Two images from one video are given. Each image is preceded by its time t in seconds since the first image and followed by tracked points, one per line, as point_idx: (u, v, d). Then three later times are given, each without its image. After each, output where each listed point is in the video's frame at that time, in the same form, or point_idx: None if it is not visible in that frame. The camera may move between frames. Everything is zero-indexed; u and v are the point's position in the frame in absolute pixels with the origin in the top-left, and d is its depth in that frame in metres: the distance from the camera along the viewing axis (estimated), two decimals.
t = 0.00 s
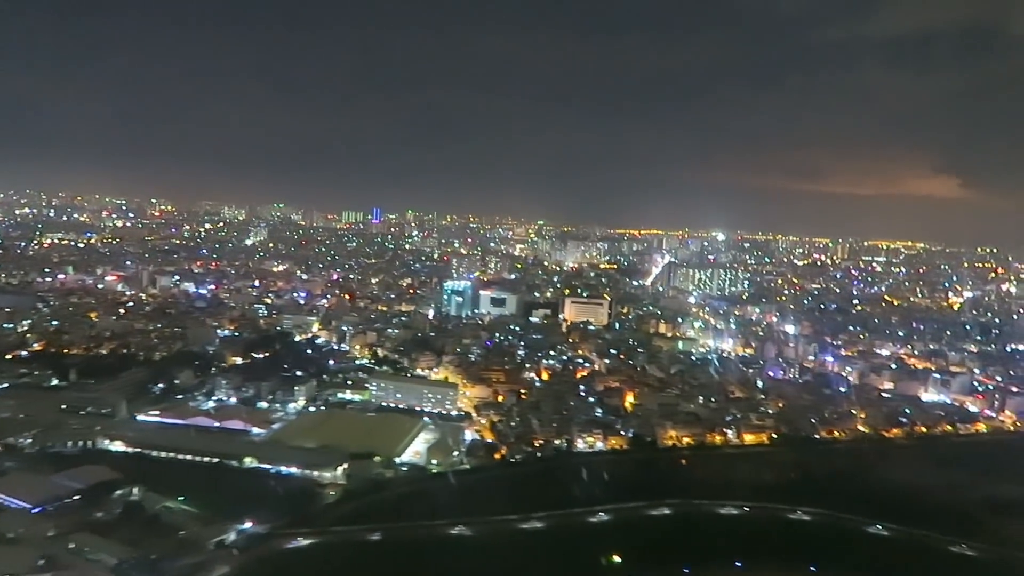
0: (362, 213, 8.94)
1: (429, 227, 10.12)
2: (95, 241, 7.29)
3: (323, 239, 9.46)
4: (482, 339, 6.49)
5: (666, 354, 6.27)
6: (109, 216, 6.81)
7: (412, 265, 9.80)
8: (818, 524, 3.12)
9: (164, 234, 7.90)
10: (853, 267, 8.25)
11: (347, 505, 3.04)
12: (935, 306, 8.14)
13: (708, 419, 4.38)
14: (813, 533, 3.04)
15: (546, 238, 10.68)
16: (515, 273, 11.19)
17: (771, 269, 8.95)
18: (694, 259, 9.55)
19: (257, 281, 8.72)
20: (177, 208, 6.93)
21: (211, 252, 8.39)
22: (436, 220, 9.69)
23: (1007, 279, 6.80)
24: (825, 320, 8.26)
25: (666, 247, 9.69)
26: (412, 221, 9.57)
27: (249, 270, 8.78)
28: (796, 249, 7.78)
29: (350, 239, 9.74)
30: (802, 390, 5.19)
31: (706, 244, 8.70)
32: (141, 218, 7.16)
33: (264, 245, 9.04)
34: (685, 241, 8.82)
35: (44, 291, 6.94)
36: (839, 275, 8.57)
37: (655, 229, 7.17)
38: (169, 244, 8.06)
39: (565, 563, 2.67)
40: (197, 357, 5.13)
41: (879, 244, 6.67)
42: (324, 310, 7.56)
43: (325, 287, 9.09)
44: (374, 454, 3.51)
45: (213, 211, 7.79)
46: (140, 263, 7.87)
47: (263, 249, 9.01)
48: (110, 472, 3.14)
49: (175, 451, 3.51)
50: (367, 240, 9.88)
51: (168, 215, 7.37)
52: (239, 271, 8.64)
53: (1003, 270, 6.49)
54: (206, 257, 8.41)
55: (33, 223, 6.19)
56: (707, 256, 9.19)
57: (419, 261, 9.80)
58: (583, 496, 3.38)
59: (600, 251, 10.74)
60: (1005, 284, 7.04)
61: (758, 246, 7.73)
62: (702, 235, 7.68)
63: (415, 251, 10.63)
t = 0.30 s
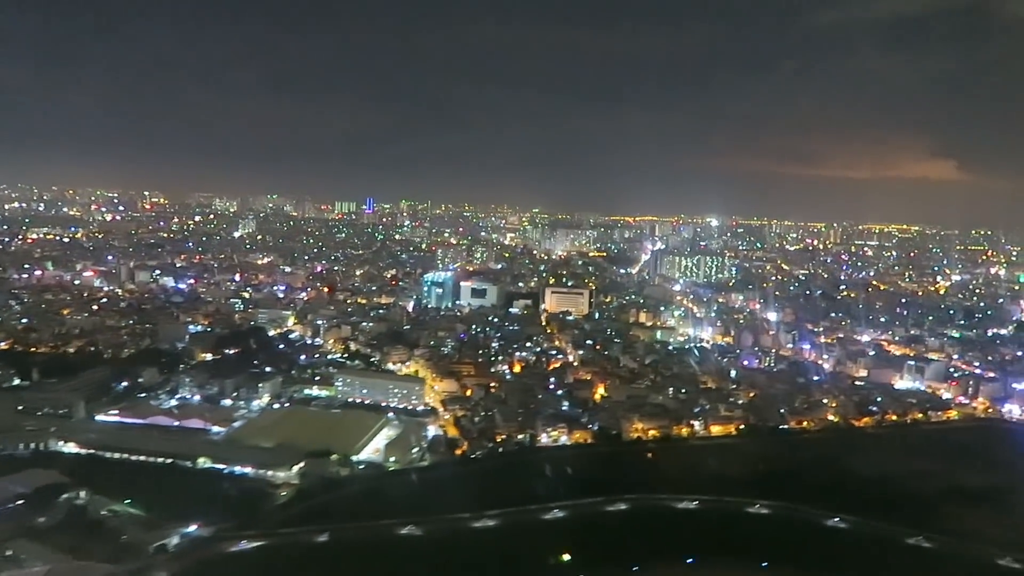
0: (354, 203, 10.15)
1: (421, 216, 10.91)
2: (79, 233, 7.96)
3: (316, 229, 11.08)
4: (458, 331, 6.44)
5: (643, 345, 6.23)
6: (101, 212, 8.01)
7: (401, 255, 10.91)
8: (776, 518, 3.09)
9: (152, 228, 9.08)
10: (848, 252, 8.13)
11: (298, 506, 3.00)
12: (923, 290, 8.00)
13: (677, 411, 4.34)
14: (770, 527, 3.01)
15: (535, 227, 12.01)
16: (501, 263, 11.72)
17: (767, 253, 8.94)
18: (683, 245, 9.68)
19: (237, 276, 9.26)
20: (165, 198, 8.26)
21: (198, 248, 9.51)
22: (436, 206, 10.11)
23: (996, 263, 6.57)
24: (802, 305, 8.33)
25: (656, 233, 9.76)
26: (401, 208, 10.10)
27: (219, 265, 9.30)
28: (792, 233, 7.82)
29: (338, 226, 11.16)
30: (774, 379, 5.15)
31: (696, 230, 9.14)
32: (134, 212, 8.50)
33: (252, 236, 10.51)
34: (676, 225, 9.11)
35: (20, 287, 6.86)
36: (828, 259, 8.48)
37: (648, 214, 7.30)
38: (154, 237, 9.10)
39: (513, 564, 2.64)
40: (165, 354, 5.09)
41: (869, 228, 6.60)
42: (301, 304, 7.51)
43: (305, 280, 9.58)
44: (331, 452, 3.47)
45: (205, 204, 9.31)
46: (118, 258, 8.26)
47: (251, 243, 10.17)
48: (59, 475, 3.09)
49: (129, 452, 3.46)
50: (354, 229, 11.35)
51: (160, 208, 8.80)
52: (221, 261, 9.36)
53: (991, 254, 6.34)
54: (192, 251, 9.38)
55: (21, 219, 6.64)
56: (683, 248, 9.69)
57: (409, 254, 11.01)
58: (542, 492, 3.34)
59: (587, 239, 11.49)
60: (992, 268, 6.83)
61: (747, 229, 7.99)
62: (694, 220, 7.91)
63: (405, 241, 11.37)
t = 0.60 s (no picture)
0: (353, 203, 8.22)
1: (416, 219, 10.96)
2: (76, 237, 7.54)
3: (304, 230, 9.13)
4: (437, 335, 6.38)
5: (622, 349, 6.16)
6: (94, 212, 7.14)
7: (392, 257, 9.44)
8: (735, 528, 3.06)
9: (145, 230, 8.09)
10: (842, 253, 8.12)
11: (250, 518, 2.96)
12: (914, 290, 8.11)
13: (648, 417, 4.28)
14: (729, 539, 2.97)
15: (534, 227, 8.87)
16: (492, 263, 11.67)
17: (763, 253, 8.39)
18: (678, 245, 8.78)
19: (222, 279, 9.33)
20: (166, 202, 7.22)
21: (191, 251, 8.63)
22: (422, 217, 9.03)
23: (992, 262, 6.59)
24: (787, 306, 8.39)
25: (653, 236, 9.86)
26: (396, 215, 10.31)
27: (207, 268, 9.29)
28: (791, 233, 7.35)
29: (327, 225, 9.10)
30: (751, 383, 5.09)
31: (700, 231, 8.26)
32: (129, 213, 7.43)
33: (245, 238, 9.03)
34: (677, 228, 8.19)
35: None
36: (824, 259, 8.39)
37: (645, 215, 7.27)
38: (147, 240, 8.22)
39: None
40: (137, 362, 5.04)
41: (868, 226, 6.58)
42: (283, 309, 7.45)
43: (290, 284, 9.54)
44: (290, 463, 3.42)
45: (201, 206, 7.90)
46: (108, 262, 8.05)
47: (242, 246, 8.95)
48: (10, 488, 3.04)
49: (85, 463, 3.41)
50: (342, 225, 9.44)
51: (155, 210, 7.64)
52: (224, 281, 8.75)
53: (986, 251, 6.37)
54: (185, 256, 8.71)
55: (17, 222, 6.51)
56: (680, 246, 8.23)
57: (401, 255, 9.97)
58: (502, 503, 3.30)
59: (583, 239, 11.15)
60: (988, 266, 6.85)
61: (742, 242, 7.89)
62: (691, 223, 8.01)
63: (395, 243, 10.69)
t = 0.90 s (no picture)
0: (353, 204, 10.41)
1: (416, 217, 11.39)
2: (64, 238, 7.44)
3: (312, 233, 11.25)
4: (416, 339, 6.35)
5: (601, 353, 6.13)
6: (92, 215, 7.67)
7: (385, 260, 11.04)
8: (693, 539, 3.02)
9: (139, 231, 8.53)
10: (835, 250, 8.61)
11: (201, 529, 2.92)
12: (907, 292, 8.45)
13: (618, 423, 4.23)
14: (686, 552, 2.93)
15: (531, 228, 12.07)
16: (483, 266, 11.97)
17: (754, 254, 9.35)
18: (675, 244, 9.98)
19: (209, 281, 9.31)
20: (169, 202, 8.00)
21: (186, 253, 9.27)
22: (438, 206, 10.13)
23: (989, 262, 7.05)
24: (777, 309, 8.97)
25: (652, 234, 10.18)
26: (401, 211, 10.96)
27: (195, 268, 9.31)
28: (787, 232, 8.24)
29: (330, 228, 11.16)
30: (727, 388, 5.04)
31: (689, 231, 9.30)
32: (128, 215, 8.01)
33: (241, 241, 10.17)
34: (672, 225, 9.19)
35: None
36: (820, 258, 9.04)
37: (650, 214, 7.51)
38: (139, 243, 8.63)
39: None
40: (108, 366, 5.01)
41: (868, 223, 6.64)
42: (265, 311, 7.43)
43: (276, 287, 9.51)
44: (247, 471, 3.38)
45: (200, 206, 8.82)
46: (96, 265, 7.97)
47: (236, 246, 9.97)
48: None
49: (39, 472, 3.36)
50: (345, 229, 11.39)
51: (155, 212, 8.36)
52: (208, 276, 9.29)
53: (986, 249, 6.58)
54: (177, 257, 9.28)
55: (13, 222, 6.61)
56: (675, 246, 10.08)
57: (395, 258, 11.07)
58: (460, 513, 3.25)
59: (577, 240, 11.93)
60: (986, 267, 7.23)
61: (748, 229, 8.40)
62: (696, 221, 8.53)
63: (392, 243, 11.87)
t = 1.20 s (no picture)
0: (350, 204, 10.51)
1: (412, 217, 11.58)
2: (54, 241, 7.81)
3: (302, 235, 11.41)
4: (394, 342, 6.32)
5: (580, 356, 6.10)
6: (87, 216, 8.16)
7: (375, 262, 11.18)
8: (650, 549, 2.98)
9: (132, 232, 9.10)
10: (829, 250, 9.22)
11: (148, 542, 2.88)
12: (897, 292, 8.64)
13: (586, 429, 4.18)
14: (640, 562, 2.88)
15: (527, 227, 12.23)
16: (472, 267, 11.95)
17: (745, 254, 9.89)
18: (670, 243, 10.21)
19: (194, 285, 9.21)
20: (164, 202, 8.50)
21: (173, 256, 9.45)
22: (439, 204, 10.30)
23: (982, 261, 7.05)
24: (763, 309, 8.98)
25: (647, 234, 10.29)
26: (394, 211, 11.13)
27: (182, 272, 9.25)
28: (785, 231, 8.66)
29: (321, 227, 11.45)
30: (702, 392, 4.99)
31: (687, 231, 9.56)
32: (126, 216, 8.71)
33: (233, 242, 10.41)
34: (670, 225, 9.32)
35: None
36: (813, 258, 9.48)
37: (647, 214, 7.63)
38: (129, 244, 9.08)
39: None
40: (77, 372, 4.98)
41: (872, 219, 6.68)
42: (245, 315, 7.40)
43: (259, 289, 9.47)
44: (202, 481, 3.34)
45: (198, 207, 9.50)
46: (81, 267, 8.23)
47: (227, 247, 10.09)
48: None
49: None
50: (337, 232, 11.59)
51: (150, 213, 9.02)
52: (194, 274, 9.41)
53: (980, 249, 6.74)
54: (162, 259, 9.31)
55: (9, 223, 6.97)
56: (669, 246, 10.30)
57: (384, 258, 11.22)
58: (416, 522, 3.20)
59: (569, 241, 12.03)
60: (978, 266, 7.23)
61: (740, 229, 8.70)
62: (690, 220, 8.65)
63: (385, 243, 12.00)
